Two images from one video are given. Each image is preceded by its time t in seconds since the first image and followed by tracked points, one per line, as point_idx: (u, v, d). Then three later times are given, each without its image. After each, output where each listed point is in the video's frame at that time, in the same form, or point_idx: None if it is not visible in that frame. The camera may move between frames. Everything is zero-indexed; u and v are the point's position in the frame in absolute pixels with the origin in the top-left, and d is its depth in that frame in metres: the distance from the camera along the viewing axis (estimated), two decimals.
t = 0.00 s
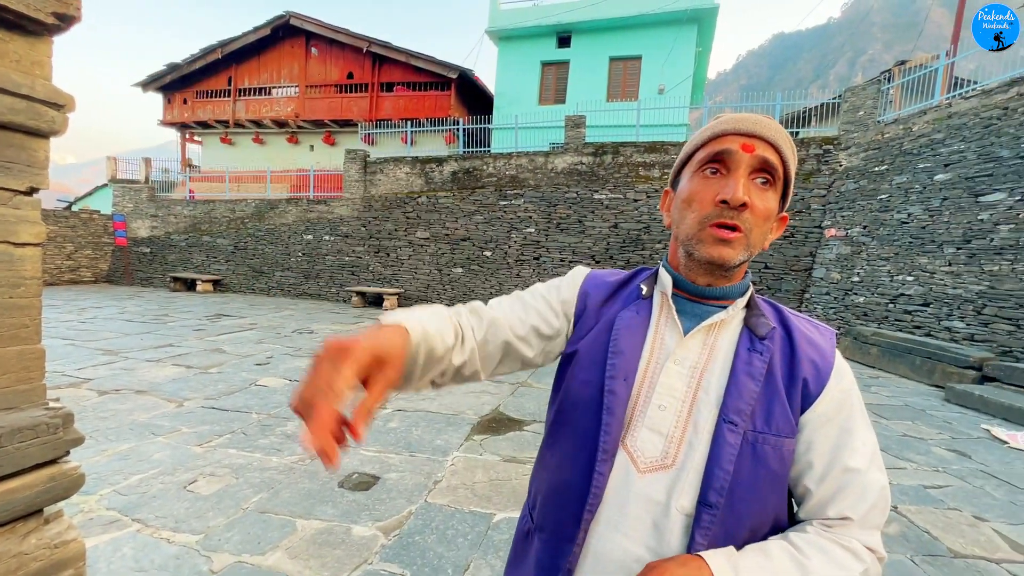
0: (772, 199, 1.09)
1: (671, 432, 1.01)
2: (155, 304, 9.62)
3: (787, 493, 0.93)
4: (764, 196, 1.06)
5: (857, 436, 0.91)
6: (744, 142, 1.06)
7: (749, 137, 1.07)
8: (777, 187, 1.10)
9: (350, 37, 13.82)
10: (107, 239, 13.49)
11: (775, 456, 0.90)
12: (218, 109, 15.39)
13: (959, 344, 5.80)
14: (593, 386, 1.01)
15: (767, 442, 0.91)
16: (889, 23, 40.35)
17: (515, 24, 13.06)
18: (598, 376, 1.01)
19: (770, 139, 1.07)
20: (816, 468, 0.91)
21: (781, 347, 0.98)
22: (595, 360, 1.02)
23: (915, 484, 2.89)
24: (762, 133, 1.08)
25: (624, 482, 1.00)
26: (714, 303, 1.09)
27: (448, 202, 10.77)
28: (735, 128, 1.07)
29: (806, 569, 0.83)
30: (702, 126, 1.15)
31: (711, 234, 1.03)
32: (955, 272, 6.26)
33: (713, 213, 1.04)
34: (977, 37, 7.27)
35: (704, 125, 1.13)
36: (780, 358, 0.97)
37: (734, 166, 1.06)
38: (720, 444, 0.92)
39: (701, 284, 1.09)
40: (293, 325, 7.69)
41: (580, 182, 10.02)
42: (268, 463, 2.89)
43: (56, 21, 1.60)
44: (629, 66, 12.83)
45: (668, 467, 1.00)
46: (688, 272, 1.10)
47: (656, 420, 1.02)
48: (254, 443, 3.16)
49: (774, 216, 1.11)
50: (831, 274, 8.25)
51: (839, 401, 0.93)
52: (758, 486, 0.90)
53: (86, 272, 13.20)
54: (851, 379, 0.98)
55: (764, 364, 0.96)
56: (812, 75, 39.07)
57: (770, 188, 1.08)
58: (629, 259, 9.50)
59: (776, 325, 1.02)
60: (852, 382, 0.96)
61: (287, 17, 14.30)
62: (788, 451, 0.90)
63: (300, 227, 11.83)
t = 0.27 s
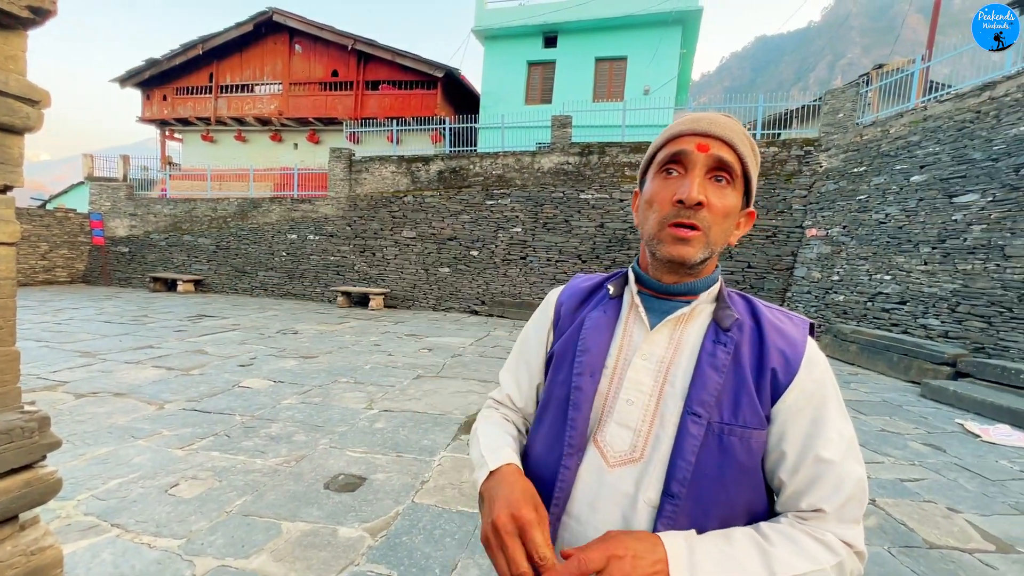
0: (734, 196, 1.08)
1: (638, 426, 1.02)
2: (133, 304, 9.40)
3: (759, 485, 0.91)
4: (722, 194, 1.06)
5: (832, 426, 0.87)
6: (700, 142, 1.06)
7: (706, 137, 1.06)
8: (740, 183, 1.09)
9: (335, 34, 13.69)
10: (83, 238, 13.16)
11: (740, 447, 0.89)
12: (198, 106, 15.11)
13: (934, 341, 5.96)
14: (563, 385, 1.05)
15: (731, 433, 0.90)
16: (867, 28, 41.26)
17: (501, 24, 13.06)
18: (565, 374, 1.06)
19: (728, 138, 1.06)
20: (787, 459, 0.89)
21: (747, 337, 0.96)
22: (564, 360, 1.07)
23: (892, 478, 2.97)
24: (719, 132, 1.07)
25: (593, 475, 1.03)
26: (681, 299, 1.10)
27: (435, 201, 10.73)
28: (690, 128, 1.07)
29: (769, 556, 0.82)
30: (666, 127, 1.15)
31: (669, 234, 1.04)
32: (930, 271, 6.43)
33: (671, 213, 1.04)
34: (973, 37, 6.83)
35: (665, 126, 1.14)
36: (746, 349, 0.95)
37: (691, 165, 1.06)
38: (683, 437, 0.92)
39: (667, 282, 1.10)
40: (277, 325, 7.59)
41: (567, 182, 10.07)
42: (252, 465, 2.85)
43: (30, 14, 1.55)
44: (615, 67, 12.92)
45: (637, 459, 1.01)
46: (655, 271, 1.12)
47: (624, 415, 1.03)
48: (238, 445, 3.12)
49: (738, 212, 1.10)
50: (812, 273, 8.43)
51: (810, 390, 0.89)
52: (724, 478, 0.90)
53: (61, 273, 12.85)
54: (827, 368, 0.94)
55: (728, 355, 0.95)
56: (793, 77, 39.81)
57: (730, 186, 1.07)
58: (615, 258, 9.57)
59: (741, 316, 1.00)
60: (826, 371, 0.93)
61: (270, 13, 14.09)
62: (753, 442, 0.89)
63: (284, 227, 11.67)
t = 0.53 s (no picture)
0: (707, 194, 1.07)
1: (615, 415, 1.00)
2: (119, 305, 9.26)
3: (735, 479, 0.89)
4: (691, 192, 1.05)
5: (809, 419, 0.85)
6: (666, 142, 1.07)
7: (672, 136, 1.07)
8: (712, 180, 1.08)
9: (325, 32, 13.58)
10: (67, 238, 12.95)
11: (714, 439, 0.88)
12: (185, 104, 14.92)
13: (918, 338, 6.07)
14: (546, 376, 1.06)
15: (705, 425, 0.88)
16: (854, 30, 41.82)
17: (492, 23, 13.05)
18: (547, 365, 1.07)
19: (694, 135, 1.05)
20: (764, 452, 0.87)
21: (724, 330, 0.95)
22: (547, 350, 1.08)
23: (878, 473, 3.02)
24: (686, 129, 1.06)
25: (569, 464, 1.01)
26: (661, 292, 1.09)
27: (425, 200, 10.69)
28: (656, 129, 1.08)
29: (737, 549, 0.81)
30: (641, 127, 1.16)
31: (638, 234, 1.06)
32: (915, 269, 6.53)
33: (640, 213, 1.06)
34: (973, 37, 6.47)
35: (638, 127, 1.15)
36: (724, 341, 0.94)
37: (659, 165, 1.07)
38: (655, 426, 0.92)
39: (646, 276, 1.10)
40: (266, 326, 7.52)
41: (557, 182, 10.09)
42: (241, 467, 2.83)
43: (10, 9, 1.53)
44: (605, 67, 12.96)
45: (613, 449, 0.98)
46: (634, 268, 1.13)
47: (601, 405, 1.01)
48: (227, 447, 3.08)
49: (712, 209, 1.09)
50: (800, 271, 8.54)
51: (788, 382, 0.88)
52: (698, 469, 0.88)
53: (44, 273, 12.62)
54: (809, 362, 0.92)
55: (705, 347, 0.94)
56: (781, 79, 40.23)
57: (702, 183, 1.07)
58: (606, 258, 9.61)
59: (720, 309, 0.99)
60: (807, 364, 0.91)
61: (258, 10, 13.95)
62: (728, 433, 0.87)
63: (273, 226, 11.57)
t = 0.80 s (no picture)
0: (691, 195, 1.08)
1: (609, 412, 1.00)
2: (109, 306, 9.16)
3: (726, 475, 0.90)
4: (674, 194, 1.06)
5: (799, 418, 0.86)
6: (647, 147, 1.07)
7: (652, 140, 1.07)
8: (696, 181, 1.08)
9: (317, 31, 13.51)
10: (55, 238, 12.79)
11: (705, 435, 0.89)
12: (176, 103, 14.78)
13: (908, 336, 6.15)
14: (541, 372, 1.06)
15: (697, 422, 0.89)
16: (845, 31, 42.17)
17: (486, 23, 13.04)
18: (542, 361, 1.07)
19: (675, 139, 1.06)
20: (753, 450, 0.88)
21: (716, 329, 0.96)
22: (543, 347, 1.08)
23: (868, 470, 3.05)
24: (666, 133, 1.07)
25: (562, 460, 1.01)
26: (655, 291, 1.10)
27: (419, 200, 10.66)
28: (636, 136, 1.09)
29: (726, 545, 0.82)
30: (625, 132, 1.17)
31: (624, 238, 1.07)
32: (905, 268, 6.60)
33: (624, 218, 1.07)
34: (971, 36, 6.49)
35: (623, 133, 1.16)
36: (715, 339, 0.95)
37: (641, 170, 1.07)
38: (648, 423, 0.92)
39: (638, 275, 1.10)
40: (258, 326, 7.47)
41: (551, 181, 10.11)
42: (234, 468, 2.81)
43: None
44: (598, 67, 12.99)
45: (606, 445, 0.98)
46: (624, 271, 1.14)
47: (595, 402, 1.02)
48: (219, 448, 3.06)
49: (697, 209, 1.09)
50: (792, 271, 8.62)
51: (778, 382, 0.89)
52: (689, 466, 0.89)
53: (32, 273, 12.45)
54: (800, 361, 0.93)
55: (697, 346, 0.95)
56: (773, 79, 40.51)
57: (686, 185, 1.07)
58: (599, 257, 9.63)
59: (712, 309, 1.00)
60: (798, 364, 0.92)
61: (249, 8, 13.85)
62: (719, 431, 0.88)
63: (265, 226, 11.50)
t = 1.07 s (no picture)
0: (706, 195, 1.09)
1: (606, 416, 1.00)
2: (101, 307, 9.09)
3: (722, 476, 0.90)
4: (695, 192, 1.07)
5: (792, 419, 0.87)
6: (676, 139, 1.06)
7: (683, 134, 1.07)
8: (712, 182, 1.10)
9: (311, 30, 13.45)
10: (46, 238, 12.67)
11: (704, 439, 0.89)
12: (168, 102, 14.68)
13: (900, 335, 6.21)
14: (535, 375, 1.05)
15: (696, 425, 0.89)
16: (838, 32, 42.44)
17: (480, 22, 13.03)
18: (537, 364, 1.07)
19: (704, 136, 1.06)
20: (748, 451, 0.88)
21: (712, 331, 0.97)
22: (537, 350, 1.08)
23: (862, 467, 3.08)
24: (696, 130, 1.07)
25: (560, 464, 1.01)
26: (650, 292, 1.11)
27: (413, 200, 10.64)
28: (667, 125, 1.07)
29: (728, 544, 0.82)
30: (646, 121, 1.15)
31: (642, 229, 1.05)
32: (897, 267, 6.66)
33: (645, 208, 1.05)
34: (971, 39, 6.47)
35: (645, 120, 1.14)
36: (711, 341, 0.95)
37: (667, 162, 1.06)
38: (647, 426, 0.92)
39: (637, 273, 1.11)
40: (253, 327, 7.44)
41: (546, 181, 10.12)
42: (228, 470, 2.79)
43: None
44: (593, 67, 13.01)
45: (603, 450, 0.99)
46: (627, 264, 1.13)
47: (592, 405, 1.02)
48: (213, 450, 3.04)
49: (709, 211, 1.11)
50: (786, 270, 8.67)
51: (773, 382, 0.90)
52: (688, 468, 0.89)
53: (23, 274, 12.33)
54: (791, 362, 0.94)
55: (694, 348, 0.95)
56: (766, 79, 40.73)
57: (703, 184, 1.08)
58: (594, 257, 9.64)
59: (708, 311, 1.00)
60: (790, 364, 0.93)
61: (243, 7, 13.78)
62: (718, 433, 0.89)
63: (259, 226, 11.44)
